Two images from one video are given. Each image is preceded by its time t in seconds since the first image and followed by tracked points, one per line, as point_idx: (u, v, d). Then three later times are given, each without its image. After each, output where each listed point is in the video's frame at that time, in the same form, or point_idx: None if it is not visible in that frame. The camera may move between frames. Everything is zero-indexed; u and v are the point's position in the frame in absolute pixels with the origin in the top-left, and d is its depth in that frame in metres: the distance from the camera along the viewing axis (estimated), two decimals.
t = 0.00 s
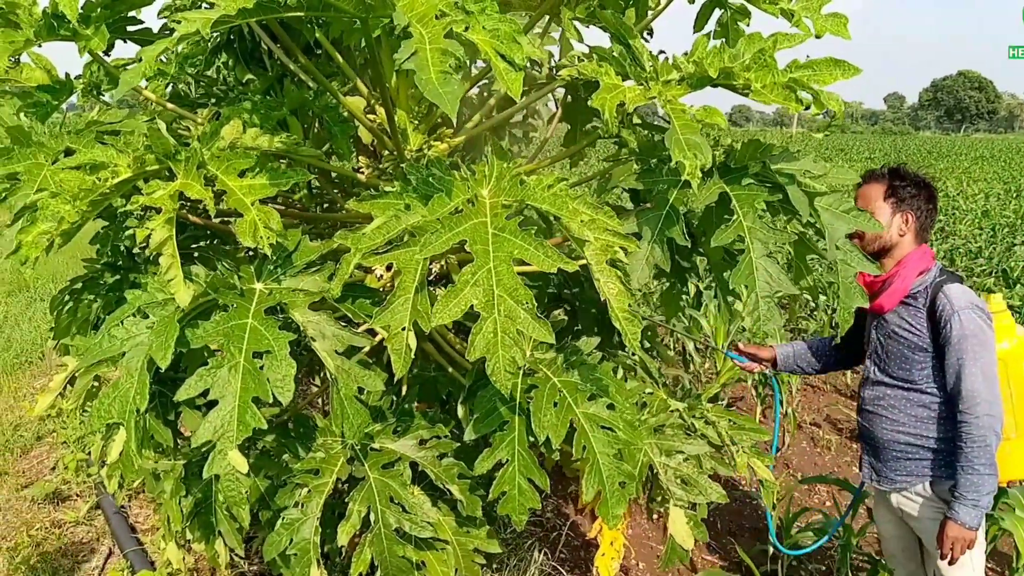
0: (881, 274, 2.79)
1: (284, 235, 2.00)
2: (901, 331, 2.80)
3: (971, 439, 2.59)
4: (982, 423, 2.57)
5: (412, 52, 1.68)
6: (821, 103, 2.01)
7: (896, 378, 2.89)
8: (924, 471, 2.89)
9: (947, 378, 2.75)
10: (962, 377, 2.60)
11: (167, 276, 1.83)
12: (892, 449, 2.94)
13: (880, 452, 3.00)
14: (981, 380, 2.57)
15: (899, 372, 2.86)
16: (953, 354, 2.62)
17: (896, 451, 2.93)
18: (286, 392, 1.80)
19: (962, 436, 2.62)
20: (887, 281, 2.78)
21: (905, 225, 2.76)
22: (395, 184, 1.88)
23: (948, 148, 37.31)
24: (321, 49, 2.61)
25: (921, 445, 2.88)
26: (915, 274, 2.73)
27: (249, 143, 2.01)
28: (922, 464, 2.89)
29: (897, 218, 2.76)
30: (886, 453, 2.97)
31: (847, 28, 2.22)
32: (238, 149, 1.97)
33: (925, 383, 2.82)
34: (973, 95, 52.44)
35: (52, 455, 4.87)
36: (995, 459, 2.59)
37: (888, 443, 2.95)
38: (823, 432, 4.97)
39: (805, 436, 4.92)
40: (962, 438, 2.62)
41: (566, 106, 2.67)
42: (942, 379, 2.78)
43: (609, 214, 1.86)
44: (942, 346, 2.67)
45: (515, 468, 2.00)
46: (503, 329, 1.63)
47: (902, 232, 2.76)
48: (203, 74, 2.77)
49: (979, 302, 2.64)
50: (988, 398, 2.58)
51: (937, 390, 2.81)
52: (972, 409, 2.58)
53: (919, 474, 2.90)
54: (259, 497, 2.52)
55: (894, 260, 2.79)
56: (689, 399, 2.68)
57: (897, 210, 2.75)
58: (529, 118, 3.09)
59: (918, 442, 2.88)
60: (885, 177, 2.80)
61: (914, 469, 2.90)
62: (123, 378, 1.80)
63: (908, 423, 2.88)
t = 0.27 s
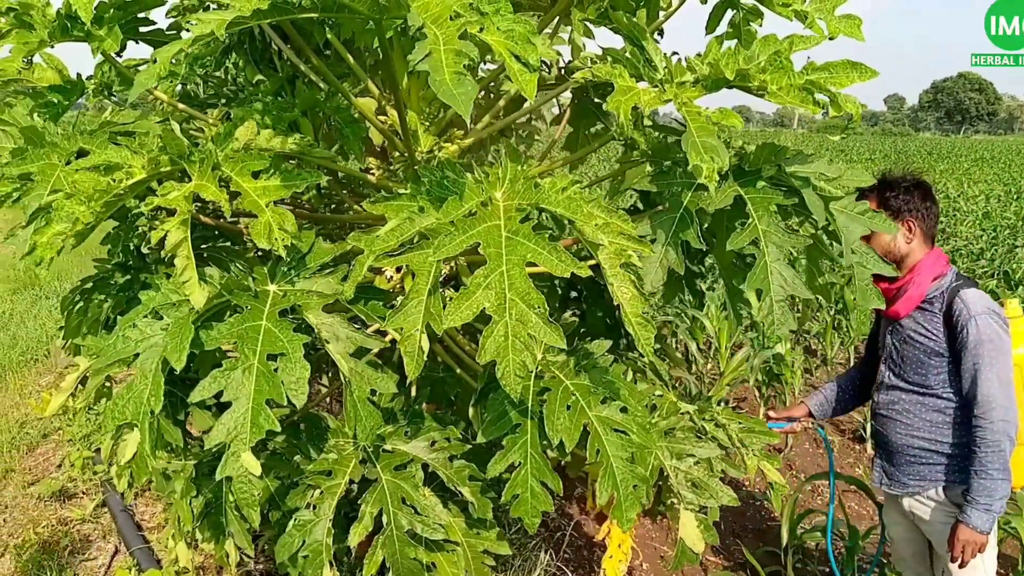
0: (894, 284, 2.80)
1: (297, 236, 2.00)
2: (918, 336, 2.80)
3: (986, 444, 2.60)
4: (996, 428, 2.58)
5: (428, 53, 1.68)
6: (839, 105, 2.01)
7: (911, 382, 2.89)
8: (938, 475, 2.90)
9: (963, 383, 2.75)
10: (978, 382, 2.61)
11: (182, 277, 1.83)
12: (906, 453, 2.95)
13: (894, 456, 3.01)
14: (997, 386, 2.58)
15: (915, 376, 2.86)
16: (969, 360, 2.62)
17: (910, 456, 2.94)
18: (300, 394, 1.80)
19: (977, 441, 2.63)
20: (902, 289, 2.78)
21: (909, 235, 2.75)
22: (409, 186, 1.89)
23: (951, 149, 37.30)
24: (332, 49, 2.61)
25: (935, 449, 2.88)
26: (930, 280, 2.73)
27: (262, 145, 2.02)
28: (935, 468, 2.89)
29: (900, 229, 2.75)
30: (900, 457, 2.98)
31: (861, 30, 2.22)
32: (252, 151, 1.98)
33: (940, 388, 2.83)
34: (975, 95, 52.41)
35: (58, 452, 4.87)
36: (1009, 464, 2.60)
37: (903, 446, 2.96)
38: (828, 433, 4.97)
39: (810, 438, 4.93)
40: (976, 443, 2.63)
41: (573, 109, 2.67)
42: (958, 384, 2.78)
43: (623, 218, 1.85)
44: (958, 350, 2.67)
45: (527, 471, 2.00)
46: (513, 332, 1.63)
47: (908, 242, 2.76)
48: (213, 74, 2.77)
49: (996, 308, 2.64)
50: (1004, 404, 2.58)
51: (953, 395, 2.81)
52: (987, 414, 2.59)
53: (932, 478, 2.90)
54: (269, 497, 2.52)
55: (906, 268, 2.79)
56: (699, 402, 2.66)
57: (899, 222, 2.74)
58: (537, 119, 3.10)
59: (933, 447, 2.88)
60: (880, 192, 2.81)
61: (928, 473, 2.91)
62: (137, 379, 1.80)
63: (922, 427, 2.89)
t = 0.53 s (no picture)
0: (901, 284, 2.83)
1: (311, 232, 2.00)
2: (928, 334, 2.82)
3: (1003, 439, 2.61)
4: (1012, 422, 2.60)
5: (449, 49, 1.68)
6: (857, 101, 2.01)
7: (923, 381, 2.90)
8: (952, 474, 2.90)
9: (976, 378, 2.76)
10: (992, 376, 2.62)
11: (198, 273, 1.84)
12: (919, 453, 2.96)
13: (906, 456, 3.01)
14: (1012, 380, 2.59)
15: (927, 374, 2.87)
16: (982, 355, 2.64)
17: (923, 455, 2.95)
18: (316, 390, 1.81)
19: (993, 436, 2.64)
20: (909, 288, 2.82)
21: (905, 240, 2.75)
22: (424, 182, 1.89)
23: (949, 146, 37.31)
24: (342, 44, 2.61)
25: (949, 447, 2.89)
26: (937, 278, 2.77)
27: (276, 141, 2.03)
28: (949, 466, 2.90)
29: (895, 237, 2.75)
30: (913, 457, 2.99)
31: (875, 27, 2.22)
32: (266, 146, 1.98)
33: (952, 385, 2.84)
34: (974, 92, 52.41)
35: (61, 444, 4.88)
36: None
37: (915, 446, 2.96)
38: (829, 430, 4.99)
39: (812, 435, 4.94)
40: (993, 438, 2.64)
41: (584, 105, 2.69)
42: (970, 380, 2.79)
43: (640, 214, 1.85)
44: (970, 346, 2.69)
45: (539, 468, 2.01)
46: (530, 329, 1.63)
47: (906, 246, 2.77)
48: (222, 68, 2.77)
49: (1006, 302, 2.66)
50: (1020, 397, 2.60)
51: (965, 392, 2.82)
52: (1003, 408, 2.61)
53: (946, 477, 2.91)
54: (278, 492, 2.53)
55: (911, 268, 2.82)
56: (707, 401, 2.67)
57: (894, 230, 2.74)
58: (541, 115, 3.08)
59: (946, 445, 2.89)
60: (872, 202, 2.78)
61: (942, 472, 2.91)
62: (153, 374, 1.81)
63: (935, 425, 2.90)
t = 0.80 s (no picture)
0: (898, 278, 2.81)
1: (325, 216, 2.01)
2: (928, 320, 2.82)
3: (1003, 420, 2.62)
4: (1012, 402, 2.60)
5: (467, 33, 1.69)
6: (876, 84, 2.01)
7: (926, 368, 2.91)
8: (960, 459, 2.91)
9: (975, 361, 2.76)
10: (988, 357, 2.62)
11: (213, 256, 1.84)
12: (926, 440, 2.97)
13: (915, 445, 3.02)
14: (1009, 360, 2.58)
15: (928, 360, 2.88)
16: (979, 337, 2.63)
17: (930, 442, 2.96)
18: (330, 373, 1.81)
19: (994, 417, 2.65)
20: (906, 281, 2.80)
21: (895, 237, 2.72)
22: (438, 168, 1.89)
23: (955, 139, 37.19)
24: (353, 30, 2.61)
25: (954, 433, 2.90)
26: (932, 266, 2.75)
27: (290, 125, 2.04)
28: (956, 453, 2.91)
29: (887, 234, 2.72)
30: (920, 445, 3.00)
31: (890, 14, 2.22)
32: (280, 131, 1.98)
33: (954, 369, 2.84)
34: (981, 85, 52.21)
35: (66, 432, 4.89)
36: None
37: (923, 434, 2.97)
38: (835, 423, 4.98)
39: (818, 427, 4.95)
40: (994, 420, 2.65)
41: (593, 93, 2.69)
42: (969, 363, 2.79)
43: (656, 198, 1.85)
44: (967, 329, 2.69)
45: (551, 453, 2.01)
46: (548, 312, 1.64)
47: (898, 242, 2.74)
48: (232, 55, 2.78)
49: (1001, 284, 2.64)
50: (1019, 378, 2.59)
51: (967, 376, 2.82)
52: (1001, 389, 2.61)
53: (954, 463, 2.92)
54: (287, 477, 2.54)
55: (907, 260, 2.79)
56: (718, 388, 2.68)
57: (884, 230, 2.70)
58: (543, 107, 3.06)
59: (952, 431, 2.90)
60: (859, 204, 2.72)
61: (949, 459, 2.92)
62: (168, 356, 1.82)
63: (940, 412, 2.90)
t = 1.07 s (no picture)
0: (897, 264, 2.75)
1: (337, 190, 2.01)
2: (925, 297, 2.82)
3: (999, 393, 2.62)
4: (1007, 374, 2.59)
5: (481, 3, 1.68)
6: (892, 57, 1.99)
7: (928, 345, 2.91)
8: (963, 435, 2.91)
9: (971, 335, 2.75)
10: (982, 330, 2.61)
11: (226, 227, 1.85)
12: (930, 418, 2.97)
13: (920, 423, 3.02)
14: (1003, 332, 2.57)
15: (927, 337, 2.88)
16: (973, 311, 2.63)
17: (933, 420, 2.96)
18: (342, 344, 1.82)
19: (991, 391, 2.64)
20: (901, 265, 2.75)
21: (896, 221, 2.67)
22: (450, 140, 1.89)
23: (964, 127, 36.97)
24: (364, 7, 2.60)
25: (957, 409, 2.89)
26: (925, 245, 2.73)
27: (301, 98, 2.05)
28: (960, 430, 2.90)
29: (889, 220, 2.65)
30: (924, 424, 3.00)
31: None
32: (291, 104, 1.98)
33: (953, 345, 2.84)
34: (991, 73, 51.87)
35: (75, 413, 4.90)
36: None
37: (926, 412, 2.97)
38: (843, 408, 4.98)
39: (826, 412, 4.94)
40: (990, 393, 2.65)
41: (605, 70, 2.68)
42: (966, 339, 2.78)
43: (670, 169, 1.85)
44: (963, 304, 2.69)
45: (561, 427, 2.01)
46: (558, 283, 1.64)
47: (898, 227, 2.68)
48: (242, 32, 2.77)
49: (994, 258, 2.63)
50: (1015, 349, 2.58)
51: (968, 352, 2.81)
52: (996, 362, 2.60)
53: (959, 441, 2.91)
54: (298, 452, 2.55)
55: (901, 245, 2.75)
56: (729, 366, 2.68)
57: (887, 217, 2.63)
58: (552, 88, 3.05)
59: (955, 407, 2.90)
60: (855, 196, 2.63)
61: (952, 435, 2.92)
62: (181, 327, 1.83)
63: (943, 390, 2.90)
